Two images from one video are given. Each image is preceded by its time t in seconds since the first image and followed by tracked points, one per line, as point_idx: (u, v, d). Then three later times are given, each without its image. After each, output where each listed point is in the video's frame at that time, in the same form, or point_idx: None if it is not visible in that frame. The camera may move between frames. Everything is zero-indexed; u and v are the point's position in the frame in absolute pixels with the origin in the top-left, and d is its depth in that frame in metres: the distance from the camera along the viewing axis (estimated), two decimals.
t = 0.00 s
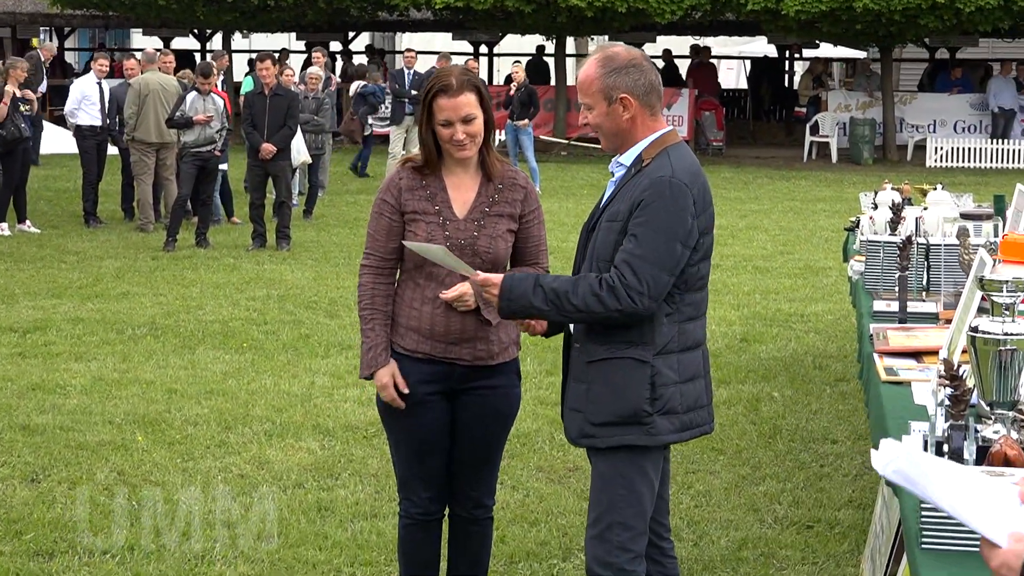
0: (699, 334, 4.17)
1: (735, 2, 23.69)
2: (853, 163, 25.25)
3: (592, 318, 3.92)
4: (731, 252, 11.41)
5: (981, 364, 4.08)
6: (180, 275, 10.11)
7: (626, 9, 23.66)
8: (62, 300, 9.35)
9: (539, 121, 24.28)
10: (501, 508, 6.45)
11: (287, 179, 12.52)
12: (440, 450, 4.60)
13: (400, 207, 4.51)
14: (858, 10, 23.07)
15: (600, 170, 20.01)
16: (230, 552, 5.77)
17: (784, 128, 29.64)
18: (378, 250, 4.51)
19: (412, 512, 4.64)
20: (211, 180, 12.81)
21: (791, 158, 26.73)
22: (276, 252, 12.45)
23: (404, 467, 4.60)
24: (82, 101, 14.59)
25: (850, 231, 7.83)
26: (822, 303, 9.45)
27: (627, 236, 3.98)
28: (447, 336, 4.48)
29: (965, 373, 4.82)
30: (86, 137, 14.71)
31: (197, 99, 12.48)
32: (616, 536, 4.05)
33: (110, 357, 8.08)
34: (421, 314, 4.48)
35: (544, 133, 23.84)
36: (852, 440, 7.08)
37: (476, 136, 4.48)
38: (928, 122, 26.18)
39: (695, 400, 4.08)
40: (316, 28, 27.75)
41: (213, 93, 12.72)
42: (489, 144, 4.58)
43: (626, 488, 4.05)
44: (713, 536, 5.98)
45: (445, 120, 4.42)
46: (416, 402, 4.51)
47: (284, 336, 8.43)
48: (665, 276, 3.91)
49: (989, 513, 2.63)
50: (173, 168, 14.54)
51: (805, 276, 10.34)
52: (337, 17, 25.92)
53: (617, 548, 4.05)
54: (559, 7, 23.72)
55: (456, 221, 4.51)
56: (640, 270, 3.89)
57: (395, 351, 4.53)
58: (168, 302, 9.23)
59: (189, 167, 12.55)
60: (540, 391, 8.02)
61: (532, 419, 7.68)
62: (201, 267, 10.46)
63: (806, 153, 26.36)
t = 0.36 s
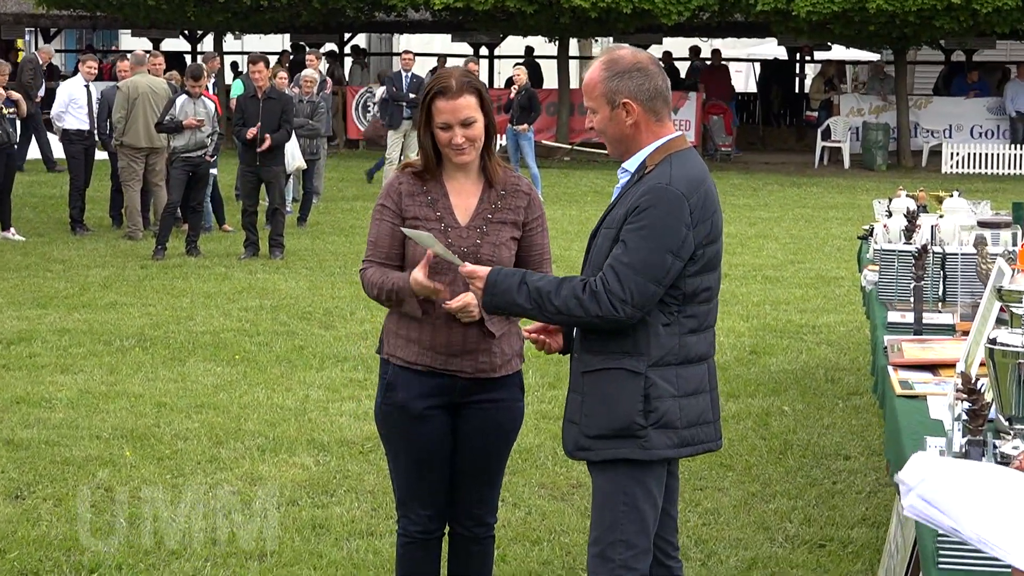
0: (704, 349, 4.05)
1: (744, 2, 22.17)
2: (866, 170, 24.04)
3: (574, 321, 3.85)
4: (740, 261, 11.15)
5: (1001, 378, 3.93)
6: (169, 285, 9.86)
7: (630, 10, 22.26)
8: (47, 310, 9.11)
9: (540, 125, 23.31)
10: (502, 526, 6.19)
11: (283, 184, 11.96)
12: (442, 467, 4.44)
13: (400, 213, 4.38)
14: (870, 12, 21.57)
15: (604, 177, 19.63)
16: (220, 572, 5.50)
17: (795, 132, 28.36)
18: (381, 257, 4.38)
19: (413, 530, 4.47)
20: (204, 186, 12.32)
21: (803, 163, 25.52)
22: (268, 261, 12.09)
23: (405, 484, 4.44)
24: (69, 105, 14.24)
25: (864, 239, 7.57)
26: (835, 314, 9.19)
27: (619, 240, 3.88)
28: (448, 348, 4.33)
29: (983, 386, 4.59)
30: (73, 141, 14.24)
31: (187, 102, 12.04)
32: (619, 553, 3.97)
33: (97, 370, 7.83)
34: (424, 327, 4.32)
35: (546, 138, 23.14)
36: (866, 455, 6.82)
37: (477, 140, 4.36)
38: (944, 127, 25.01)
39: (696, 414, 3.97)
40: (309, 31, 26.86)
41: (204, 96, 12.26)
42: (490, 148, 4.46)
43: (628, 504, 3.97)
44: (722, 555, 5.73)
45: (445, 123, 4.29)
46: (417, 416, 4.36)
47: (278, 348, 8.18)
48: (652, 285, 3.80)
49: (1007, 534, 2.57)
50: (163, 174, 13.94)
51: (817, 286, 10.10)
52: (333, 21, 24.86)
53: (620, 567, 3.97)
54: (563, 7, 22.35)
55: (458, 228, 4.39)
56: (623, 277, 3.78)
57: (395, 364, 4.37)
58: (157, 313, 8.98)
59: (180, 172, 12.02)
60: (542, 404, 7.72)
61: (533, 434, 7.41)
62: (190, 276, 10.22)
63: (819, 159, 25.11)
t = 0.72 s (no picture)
0: (712, 362, 3.84)
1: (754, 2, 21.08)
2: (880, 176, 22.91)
3: (568, 330, 3.68)
4: (750, 270, 10.92)
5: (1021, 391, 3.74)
6: (159, 294, 9.64)
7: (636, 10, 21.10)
8: (32, 320, 8.87)
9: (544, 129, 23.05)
10: (502, 545, 5.94)
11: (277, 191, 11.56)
12: (444, 484, 4.22)
13: (403, 220, 4.19)
14: (885, 12, 20.54)
15: (609, 185, 19.30)
16: None
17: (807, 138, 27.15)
18: (381, 264, 4.18)
19: (410, 549, 4.25)
20: (194, 191, 11.81)
21: (815, 169, 24.34)
22: (261, 269, 11.74)
23: (405, 502, 4.21)
24: (55, 108, 13.72)
25: (879, 248, 7.35)
26: (848, 326, 8.94)
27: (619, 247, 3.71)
28: (451, 360, 4.11)
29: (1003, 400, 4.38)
30: (60, 145, 13.70)
31: (177, 105, 11.58)
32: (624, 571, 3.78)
33: (85, 382, 7.57)
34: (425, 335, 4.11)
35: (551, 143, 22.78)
36: (880, 472, 6.56)
37: (482, 145, 4.15)
38: (961, 131, 23.77)
39: (701, 429, 3.76)
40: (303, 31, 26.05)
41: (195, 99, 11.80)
42: (497, 154, 4.24)
43: (632, 521, 3.77)
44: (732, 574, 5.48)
45: (447, 127, 4.08)
46: (418, 430, 4.13)
47: (271, 360, 7.92)
48: (650, 295, 3.62)
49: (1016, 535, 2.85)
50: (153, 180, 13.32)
51: (830, 296, 9.86)
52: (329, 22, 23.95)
53: None
54: (566, 7, 21.24)
55: (462, 237, 4.18)
56: (619, 285, 3.61)
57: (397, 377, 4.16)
58: (146, 323, 8.74)
59: (169, 178, 11.57)
60: (545, 417, 7.42)
61: (536, 448, 7.13)
62: (181, 285, 10.00)
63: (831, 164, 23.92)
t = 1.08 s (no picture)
0: (716, 374, 3.62)
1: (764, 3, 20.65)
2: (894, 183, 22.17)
3: (560, 339, 3.47)
4: (760, 280, 10.69)
5: None
6: (148, 305, 9.40)
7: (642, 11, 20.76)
8: (17, 333, 8.62)
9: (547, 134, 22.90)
10: (504, 567, 5.69)
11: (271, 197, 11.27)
12: (441, 503, 4.00)
13: (399, 229, 4.00)
14: (899, 14, 20.07)
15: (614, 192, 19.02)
16: None
17: (818, 144, 25.87)
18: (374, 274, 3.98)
19: (408, 567, 4.04)
20: (183, 200, 11.59)
21: (827, 176, 23.51)
22: (254, 279, 11.43)
23: (400, 519, 4.00)
24: (42, 112, 13.41)
25: (894, 257, 7.11)
26: (861, 338, 8.70)
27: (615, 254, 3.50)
28: (447, 372, 3.90)
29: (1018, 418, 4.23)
30: (46, 151, 13.45)
31: (167, 109, 11.27)
32: None
33: (72, 397, 7.31)
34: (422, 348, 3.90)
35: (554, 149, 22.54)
36: (894, 489, 6.31)
37: (481, 149, 3.94)
38: (977, 137, 22.94)
39: (704, 444, 3.54)
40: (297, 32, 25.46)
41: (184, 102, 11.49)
42: (499, 159, 4.03)
43: (634, 539, 3.56)
44: None
45: (442, 130, 3.88)
46: (413, 445, 3.92)
47: (264, 373, 7.64)
48: (646, 304, 3.41)
49: None
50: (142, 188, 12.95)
51: (843, 307, 9.63)
52: (322, 20, 23.41)
53: None
54: (569, 8, 20.86)
55: (458, 244, 3.97)
56: (614, 293, 3.40)
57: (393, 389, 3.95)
58: (134, 335, 8.50)
59: (159, 185, 11.31)
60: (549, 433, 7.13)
61: (538, 465, 6.88)
62: (172, 296, 9.77)
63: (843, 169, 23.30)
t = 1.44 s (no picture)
0: (727, 386, 3.45)
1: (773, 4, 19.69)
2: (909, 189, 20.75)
3: (556, 347, 3.32)
4: (770, 289, 10.47)
5: None
6: (136, 316, 9.18)
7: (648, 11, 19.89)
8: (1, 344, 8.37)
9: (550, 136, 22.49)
10: None
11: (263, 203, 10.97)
12: (433, 518, 3.83)
13: (396, 234, 3.87)
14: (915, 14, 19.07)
15: (619, 198, 18.74)
16: None
17: (830, 147, 24.52)
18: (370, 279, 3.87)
19: None
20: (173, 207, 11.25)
21: (839, 181, 22.24)
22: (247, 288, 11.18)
23: (391, 535, 3.85)
24: (26, 115, 13.23)
25: (908, 266, 6.87)
26: (874, 349, 8.47)
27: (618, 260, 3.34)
28: (435, 385, 3.75)
29: None
30: (30, 155, 13.13)
31: (156, 113, 11.01)
32: None
33: (57, 410, 7.05)
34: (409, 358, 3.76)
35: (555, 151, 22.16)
36: (909, 506, 6.04)
37: (478, 153, 3.75)
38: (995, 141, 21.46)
39: (714, 458, 3.36)
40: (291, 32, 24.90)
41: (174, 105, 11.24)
42: (501, 165, 3.82)
43: (642, 557, 3.38)
44: None
45: (432, 135, 3.73)
46: (402, 458, 3.78)
47: (256, 386, 7.35)
48: (647, 313, 3.25)
49: None
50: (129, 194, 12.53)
51: (856, 318, 9.41)
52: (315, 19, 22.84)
53: None
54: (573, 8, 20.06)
55: (451, 252, 3.78)
56: (614, 300, 3.25)
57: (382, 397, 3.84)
58: (122, 347, 8.27)
59: (147, 191, 11.04)
60: (551, 448, 6.84)
61: (539, 480, 6.57)
62: (161, 306, 9.54)
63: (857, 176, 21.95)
